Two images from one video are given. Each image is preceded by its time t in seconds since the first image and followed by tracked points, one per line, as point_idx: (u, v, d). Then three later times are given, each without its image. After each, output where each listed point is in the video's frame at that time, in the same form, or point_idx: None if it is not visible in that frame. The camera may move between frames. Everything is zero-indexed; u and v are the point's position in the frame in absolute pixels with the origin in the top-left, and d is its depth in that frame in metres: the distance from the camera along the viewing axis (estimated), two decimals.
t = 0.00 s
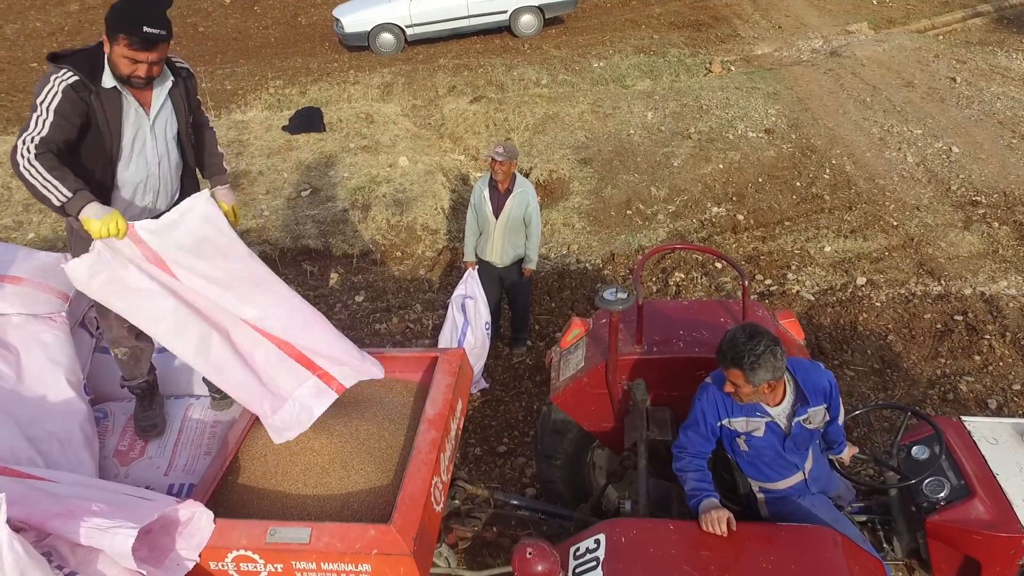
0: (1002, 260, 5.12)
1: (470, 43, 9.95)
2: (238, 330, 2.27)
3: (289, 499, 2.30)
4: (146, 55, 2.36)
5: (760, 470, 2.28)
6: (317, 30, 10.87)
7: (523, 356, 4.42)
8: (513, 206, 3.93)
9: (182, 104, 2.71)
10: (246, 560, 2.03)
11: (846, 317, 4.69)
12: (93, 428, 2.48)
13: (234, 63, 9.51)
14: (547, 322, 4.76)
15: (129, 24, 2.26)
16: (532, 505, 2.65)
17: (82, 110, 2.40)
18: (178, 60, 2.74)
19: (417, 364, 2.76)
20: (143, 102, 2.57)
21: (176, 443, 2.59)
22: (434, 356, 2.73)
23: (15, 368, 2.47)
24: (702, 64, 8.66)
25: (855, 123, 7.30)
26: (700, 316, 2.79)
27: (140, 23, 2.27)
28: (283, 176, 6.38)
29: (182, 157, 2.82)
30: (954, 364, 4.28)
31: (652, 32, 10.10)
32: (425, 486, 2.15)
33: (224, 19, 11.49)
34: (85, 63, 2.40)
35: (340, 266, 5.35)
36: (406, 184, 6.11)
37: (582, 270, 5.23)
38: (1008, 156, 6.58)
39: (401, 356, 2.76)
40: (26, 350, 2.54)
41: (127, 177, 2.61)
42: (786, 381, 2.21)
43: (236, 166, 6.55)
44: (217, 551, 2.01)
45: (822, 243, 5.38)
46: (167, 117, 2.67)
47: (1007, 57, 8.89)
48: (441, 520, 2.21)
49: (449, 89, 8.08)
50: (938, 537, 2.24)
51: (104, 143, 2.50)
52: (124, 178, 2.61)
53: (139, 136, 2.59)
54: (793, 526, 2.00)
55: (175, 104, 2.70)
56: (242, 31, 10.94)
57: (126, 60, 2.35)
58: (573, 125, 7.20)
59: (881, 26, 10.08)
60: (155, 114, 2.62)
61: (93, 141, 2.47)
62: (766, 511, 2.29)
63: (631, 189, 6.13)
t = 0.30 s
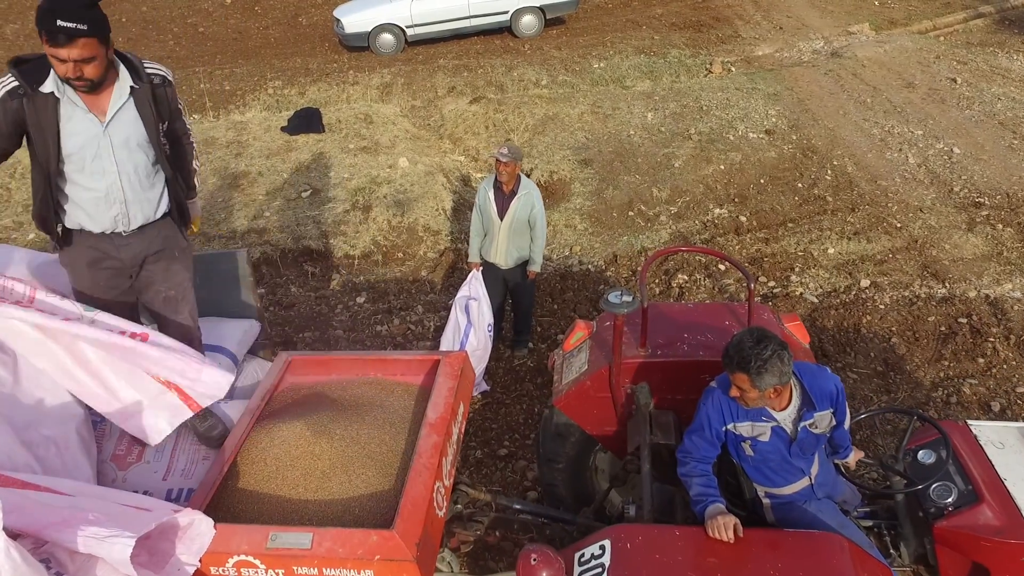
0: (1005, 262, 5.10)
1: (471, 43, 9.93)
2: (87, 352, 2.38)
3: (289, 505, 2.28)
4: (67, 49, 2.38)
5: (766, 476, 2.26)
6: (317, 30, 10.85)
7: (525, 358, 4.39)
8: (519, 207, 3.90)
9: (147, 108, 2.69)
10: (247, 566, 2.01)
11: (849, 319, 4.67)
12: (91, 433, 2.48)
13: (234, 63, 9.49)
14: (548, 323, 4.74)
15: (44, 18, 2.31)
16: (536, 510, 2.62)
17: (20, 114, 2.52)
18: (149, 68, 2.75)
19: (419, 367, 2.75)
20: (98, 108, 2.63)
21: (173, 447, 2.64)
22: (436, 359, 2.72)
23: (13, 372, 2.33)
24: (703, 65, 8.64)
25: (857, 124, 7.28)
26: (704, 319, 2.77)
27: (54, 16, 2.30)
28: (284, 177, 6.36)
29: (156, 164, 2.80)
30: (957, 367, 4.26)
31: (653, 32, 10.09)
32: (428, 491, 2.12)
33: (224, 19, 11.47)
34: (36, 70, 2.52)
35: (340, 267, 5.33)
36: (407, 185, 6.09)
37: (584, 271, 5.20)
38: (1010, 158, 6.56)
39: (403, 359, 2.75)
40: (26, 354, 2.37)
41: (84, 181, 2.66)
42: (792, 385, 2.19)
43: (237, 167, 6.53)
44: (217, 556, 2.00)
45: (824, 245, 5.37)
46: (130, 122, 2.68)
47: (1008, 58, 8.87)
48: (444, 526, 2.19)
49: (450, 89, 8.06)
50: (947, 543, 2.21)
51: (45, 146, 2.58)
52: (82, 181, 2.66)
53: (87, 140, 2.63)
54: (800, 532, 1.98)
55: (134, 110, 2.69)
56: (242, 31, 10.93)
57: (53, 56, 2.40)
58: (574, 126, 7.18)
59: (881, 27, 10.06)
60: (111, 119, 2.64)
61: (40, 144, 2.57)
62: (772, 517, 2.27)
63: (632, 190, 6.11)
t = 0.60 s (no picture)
0: (1007, 264, 5.08)
1: (471, 44, 9.92)
2: None
3: (288, 509, 2.26)
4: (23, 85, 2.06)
5: (768, 480, 2.25)
6: (318, 31, 10.85)
7: (525, 360, 4.38)
8: (521, 209, 3.89)
9: (122, 139, 2.32)
10: (246, 571, 1.99)
11: (851, 321, 4.66)
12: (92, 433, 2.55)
13: (235, 64, 9.49)
14: (549, 325, 4.73)
15: None
16: (537, 513, 2.62)
17: None
18: (129, 90, 2.34)
19: (420, 370, 2.74)
20: (73, 137, 2.29)
21: (174, 449, 2.66)
22: (437, 362, 2.71)
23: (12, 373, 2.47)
24: (704, 66, 8.63)
25: (858, 125, 7.27)
26: (707, 321, 2.76)
27: (4, 51, 1.98)
28: (284, 178, 6.34)
29: (148, 185, 2.45)
30: (960, 369, 4.24)
31: (653, 33, 10.08)
32: (428, 495, 2.11)
33: (225, 19, 11.46)
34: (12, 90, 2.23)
35: (340, 268, 5.31)
36: (407, 186, 6.08)
37: (584, 273, 5.19)
38: (1012, 159, 6.55)
39: (404, 361, 2.74)
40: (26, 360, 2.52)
41: (66, 208, 2.38)
42: (795, 389, 2.18)
43: (237, 168, 6.52)
44: (216, 561, 1.99)
45: (826, 247, 5.35)
46: (108, 152, 2.33)
47: (1009, 59, 8.86)
48: (444, 530, 2.18)
49: (450, 90, 8.06)
50: (950, 548, 2.20)
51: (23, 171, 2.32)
52: (65, 206, 2.38)
53: (63, 169, 2.32)
54: (803, 538, 1.97)
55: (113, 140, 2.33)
56: (242, 31, 10.94)
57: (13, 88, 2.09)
58: (574, 127, 7.17)
59: (882, 28, 10.05)
60: (87, 148, 2.31)
61: (20, 172, 2.32)
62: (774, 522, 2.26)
63: (633, 191, 6.10)
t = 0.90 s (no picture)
0: (1009, 265, 5.07)
1: (472, 44, 9.92)
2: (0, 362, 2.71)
3: (288, 511, 2.26)
4: None
5: (770, 481, 2.25)
6: (318, 31, 10.86)
7: (526, 361, 4.38)
8: (522, 210, 3.89)
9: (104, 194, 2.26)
10: (247, 572, 1.99)
11: (852, 323, 4.65)
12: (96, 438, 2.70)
13: (236, 64, 9.49)
14: (550, 326, 4.72)
15: None
16: (539, 515, 2.62)
17: None
18: (94, 144, 2.27)
19: (421, 371, 2.73)
20: (58, 203, 2.22)
21: (175, 451, 2.72)
22: (439, 363, 2.70)
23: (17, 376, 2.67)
24: (705, 67, 8.63)
25: (860, 126, 7.26)
26: (709, 323, 2.76)
27: None
28: (285, 178, 6.34)
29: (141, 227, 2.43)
30: (961, 371, 4.23)
31: (654, 34, 10.07)
32: (430, 497, 2.11)
33: (226, 19, 11.48)
34: None
35: (340, 269, 5.31)
36: (408, 186, 6.08)
37: (585, 274, 5.19)
38: (1013, 160, 6.54)
39: (404, 362, 2.73)
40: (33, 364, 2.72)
41: (65, 271, 2.33)
42: (797, 390, 2.17)
43: (238, 168, 6.52)
44: (218, 562, 1.98)
45: (827, 248, 5.35)
46: (94, 213, 2.28)
47: (1010, 60, 8.85)
48: (445, 531, 2.17)
49: (451, 90, 8.06)
50: (952, 550, 2.20)
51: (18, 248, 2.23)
52: (67, 269, 2.33)
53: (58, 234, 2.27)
54: (805, 540, 1.96)
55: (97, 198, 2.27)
56: (243, 31, 10.95)
57: None
58: (575, 128, 7.17)
59: (883, 29, 10.04)
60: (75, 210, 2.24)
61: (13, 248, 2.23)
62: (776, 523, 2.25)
63: (634, 192, 6.10)
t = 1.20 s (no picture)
0: (1009, 266, 5.07)
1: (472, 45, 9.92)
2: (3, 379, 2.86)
3: (289, 512, 2.25)
4: None
5: (771, 483, 2.24)
6: (319, 31, 10.87)
7: (527, 362, 4.37)
8: (523, 211, 3.89)
9: (64, 242, 2.27)
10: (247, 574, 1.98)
11: (853, 324, 4.65)
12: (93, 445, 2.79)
13: (236, 65, 9.49)
14: (551, 327, 4.72)
15: None
16: (540, 516, 2.61)
17: None
18: (50, 190, 2.24)
19: (421, 372, 2.72)
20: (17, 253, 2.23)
21: (174, 454, 2.78)
22: (440, 364, 2.69)
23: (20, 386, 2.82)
24: (706, 68, 8.63)
25: (861, 127, 7.26)
26: (710, 325, 2.75)
27: None
28: (285, 179, 6.34)
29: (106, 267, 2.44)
30: (962, 372, 4.23)
31: (655, 35, 10.08)
32: (430, 498, 2.10)
33: (227, 19, 11.49)
34: None
35: (341, 270, 5.31)
36: (408, 187, 6.08)
37: (586, 275, 5.19)
38: (1014, 162, 6.54)
39: (405, 364, 2.73)
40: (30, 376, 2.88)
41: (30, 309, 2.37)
42: (798, 392, 2.17)
43: (238, 169, 6.52)
44: (218, 564, 1.97)
45: (827, 249, 5.34)
46: (56, 258, 2.29)
47: (1011, 61, 8.85)
48: (446, 533, 2.17)
49: (452, 91, 8.06)
50: (954, 553, 2.19)
51: None
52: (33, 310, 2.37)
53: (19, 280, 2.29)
54: (805, 542, 1.96)
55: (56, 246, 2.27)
56: (244, 31, 10.95)
57: None
58: (577, 129, 7.17)
59: (884, 30, 10.04)
60: (34, 258, 2.25)
61: None
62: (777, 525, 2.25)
63: (635, 193, 6.10)
